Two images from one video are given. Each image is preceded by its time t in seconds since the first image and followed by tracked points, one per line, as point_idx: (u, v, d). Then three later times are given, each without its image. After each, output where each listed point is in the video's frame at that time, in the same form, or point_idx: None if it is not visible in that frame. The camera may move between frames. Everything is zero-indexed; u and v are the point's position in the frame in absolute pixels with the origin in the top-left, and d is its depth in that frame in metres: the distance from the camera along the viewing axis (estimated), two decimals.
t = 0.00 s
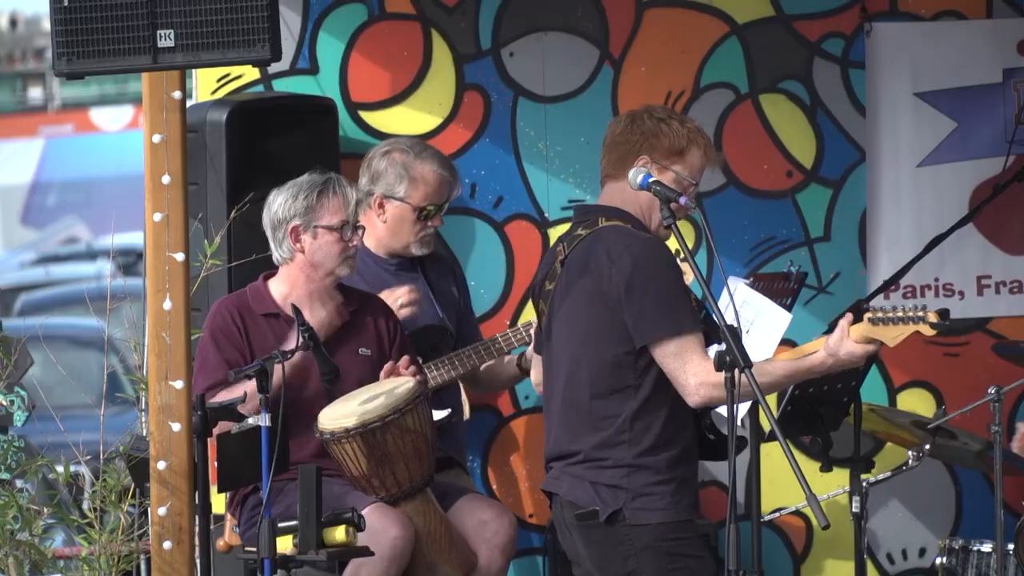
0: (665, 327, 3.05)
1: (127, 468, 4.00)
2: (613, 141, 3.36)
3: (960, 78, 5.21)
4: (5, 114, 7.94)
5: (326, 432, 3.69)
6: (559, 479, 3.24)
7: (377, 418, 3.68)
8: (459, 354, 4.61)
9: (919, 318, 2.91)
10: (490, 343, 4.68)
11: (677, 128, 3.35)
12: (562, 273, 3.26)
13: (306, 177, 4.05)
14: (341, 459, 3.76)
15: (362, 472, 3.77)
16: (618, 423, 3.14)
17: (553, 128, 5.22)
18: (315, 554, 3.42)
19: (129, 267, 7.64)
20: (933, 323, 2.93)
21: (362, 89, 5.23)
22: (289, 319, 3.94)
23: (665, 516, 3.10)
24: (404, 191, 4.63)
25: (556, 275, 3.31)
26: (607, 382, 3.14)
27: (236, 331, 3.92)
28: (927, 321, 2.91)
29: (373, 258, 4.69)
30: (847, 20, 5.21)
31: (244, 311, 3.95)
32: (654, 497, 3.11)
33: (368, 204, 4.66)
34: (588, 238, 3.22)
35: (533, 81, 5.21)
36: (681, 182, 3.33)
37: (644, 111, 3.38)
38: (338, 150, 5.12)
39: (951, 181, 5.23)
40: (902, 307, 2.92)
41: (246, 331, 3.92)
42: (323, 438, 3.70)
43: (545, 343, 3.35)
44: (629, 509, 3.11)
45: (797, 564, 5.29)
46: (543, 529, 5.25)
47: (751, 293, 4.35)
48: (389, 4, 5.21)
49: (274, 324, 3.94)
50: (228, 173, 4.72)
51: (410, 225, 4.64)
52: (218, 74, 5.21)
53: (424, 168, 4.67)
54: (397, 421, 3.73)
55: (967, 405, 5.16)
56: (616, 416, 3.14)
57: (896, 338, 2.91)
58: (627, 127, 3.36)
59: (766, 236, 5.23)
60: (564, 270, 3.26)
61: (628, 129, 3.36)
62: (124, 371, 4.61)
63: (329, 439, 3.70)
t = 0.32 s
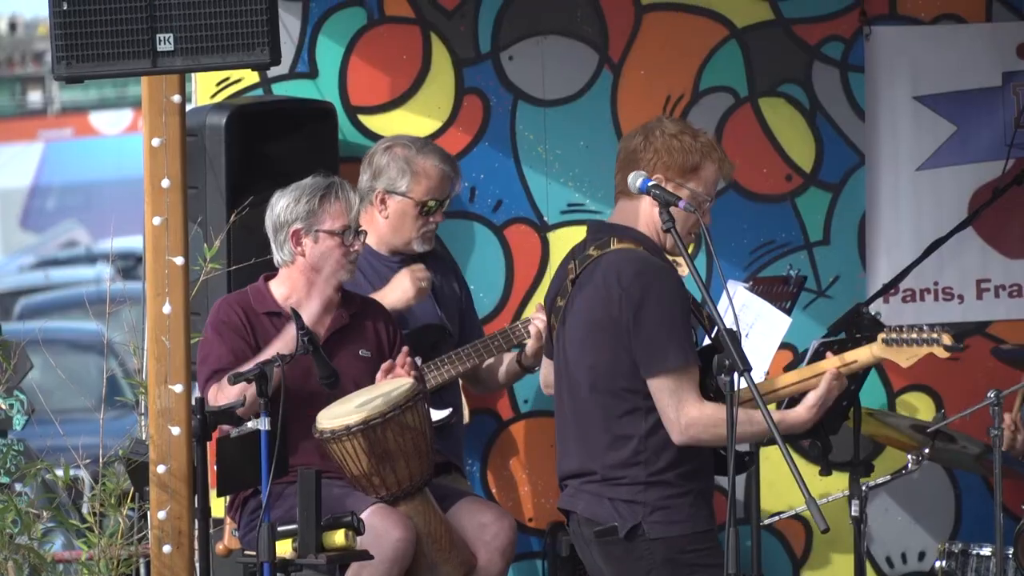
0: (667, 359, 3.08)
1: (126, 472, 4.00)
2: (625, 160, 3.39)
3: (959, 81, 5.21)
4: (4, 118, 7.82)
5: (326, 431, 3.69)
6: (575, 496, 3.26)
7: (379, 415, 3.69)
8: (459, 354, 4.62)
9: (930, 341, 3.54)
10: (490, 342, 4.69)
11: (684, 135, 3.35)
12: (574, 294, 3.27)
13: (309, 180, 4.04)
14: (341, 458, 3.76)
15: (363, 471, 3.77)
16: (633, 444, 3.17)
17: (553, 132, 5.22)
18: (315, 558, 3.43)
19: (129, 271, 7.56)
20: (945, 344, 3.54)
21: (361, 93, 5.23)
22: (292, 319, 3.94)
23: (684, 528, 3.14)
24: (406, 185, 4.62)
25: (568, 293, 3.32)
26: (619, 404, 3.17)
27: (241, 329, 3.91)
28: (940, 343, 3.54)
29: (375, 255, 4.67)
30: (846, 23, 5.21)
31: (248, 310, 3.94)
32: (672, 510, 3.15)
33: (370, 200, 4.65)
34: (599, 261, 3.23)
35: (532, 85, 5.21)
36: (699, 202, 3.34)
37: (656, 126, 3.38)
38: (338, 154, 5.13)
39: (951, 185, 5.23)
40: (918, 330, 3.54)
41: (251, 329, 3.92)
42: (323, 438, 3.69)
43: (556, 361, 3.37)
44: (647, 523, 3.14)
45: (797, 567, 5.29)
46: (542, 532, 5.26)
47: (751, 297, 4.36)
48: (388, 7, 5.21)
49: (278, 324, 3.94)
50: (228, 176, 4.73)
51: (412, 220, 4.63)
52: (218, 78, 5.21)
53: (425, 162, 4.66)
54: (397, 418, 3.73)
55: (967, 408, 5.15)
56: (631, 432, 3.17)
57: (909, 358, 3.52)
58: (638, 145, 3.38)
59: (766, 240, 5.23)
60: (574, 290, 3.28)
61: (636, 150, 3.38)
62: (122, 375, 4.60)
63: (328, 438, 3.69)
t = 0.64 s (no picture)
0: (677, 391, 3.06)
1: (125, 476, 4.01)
2: (568, 197, 3.30)
3: (957, 84, 5.22)
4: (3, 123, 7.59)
5: (321, 438, 3.70)
6: (592, 527, 3.23)
7: (373, 422, 3.69)
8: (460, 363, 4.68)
9: (917, 329, 3.45)
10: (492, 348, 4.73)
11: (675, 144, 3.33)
12: (561, 339, 3.23)
13: (311, 185, 4.04)
14: (337, 465, 3.76)
15: (359, 477, 3.77)
16: (647, 474, 3.13)
17: (552, 136, 5.22)
18: (314, 561, 3.42)
19: (127, 274, 7.42)
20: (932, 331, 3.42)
21: (360, 96, 5.23)
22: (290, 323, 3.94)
23: (704, 548, 3.11)
24: (407, 198, 4.63)
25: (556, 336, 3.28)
26: (624, 442, 3.14)
27: (237, 334, 3.92)
28: (927, 330, 3.43)
29: (374, 262, 4.69)
30: (844, 27, 5.21)
31: (245, 315, 3.95)
32: (692, 532, 3.12)
33: (369, 208, 4.66)
34: (580, 304, 3.19)
35: (532, 88, 5.22)
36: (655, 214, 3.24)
37: (591, 158, 3.30)
38: (336, 156, 5.14)
39: (949, 189, 5.24)
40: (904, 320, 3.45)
41: (247, 334, 3.93)
42: (319, 445, 3.70)
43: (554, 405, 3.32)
44: (668, 548, 3.11)
45: (795, 570, 5.29)
46: (540, 536, 5.26)
47: (750, 300, 4.36)
48: (387, 10, 5.21)
49: (275, 328, 3.94)
50: (227, 177, 4.72)
51: (409, 232, 4.64)
52: (216, 81, 5.20)
53: (430, 176, 4.67)
54: (392, 423, 3.73)
55: (966, 412, 5.15)
56: (631, 464, 3.14)
57: (899, 347, 3.45)
58: (580, 178, 3.29)
59: (764, 243, 5.23)
60: (560, 336, 3.23)
61: (579, 182, 3.29)
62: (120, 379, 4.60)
63: (325, 445, 3.70)
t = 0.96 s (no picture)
0: (674, 385, 3.01)
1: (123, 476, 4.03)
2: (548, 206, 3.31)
3: (955, 85, 5.22)
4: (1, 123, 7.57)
5: (316, 448, 3.71)
6: (595, 532, 3.19)
7: (366, 430, 3.70)
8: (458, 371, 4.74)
9: (909, 309, 3.05)
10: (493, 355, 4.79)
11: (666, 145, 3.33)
12: (558, 343, 3.22)
13: (310, 186, 4.04)
14: (332, 474, 3.77)
15: (354, 486, 3.78)
16: (648, 475, 3.10)
17: (549, 137, 5.22)
18: (312, 562, 3.43)
19: (124, 275, 7.42)
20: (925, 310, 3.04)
21: (358, 97, 5.23)
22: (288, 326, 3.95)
23: (705, 553, 3.08)
24: (407, 213, 4.67)
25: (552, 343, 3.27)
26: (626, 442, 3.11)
27: (236, 337, 3.92)
28: (920, 310, 3.04)
29: (379, 271, 4.76)
30: (842, 28, 5.21)
31: (243, 320, 3.95)
32: (694, 536, 3.09)
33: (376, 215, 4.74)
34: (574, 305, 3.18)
35: (530, 89, 5.21)
36: (633, 208, 3.25)
37: (563, 161, 3.32)
38: (333, 155, 5.14)
39: (947, 189, 5.24)
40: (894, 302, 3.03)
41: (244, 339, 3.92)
42: (313, 454, 3.72)
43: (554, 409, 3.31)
44: (670, 552, 3.07)
45: (793, 571, 5.28)
46: (538, 537, 5.26)
47: (747, 301, 4.36)
48: (384, 12, 5.21)
49: (273, 329, 3.94)
50: (225, 179, 4.73)
51: (407, 247, 4.69)
52: (213, 82, 5.20)
53: (432, 198, 4.67)
54: (385, 432, 3.73)
55: (964, 413, 5.15)
56: (634, 465, 3.10)
57: (892, 333, 3.03)
58: (554, 187, 3.30)
59: (762, 245, 5.23)
60: (558, 342, 3.22)
61: (555, 191, 3.29)
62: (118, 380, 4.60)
63: (319, 454, 3.72)
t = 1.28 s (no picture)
0: (668, 362, 3.00)
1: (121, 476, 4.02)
2: (578, 183, 3.30)
3: (953, 86, 5.22)
4: None
5: (313, 448, 3.71)
6: (576, 512, 3.21)
7: (364, 430, 3.69)
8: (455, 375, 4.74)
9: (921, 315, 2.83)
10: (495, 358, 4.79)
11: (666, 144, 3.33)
12: (565, 309, 3.24)
13: (309, 187, 4.04)
14: (330, 475, 3.77)
15: (352, 487, 3.77)
16: (633, 454, 3.10)
17: (546, 137, 5.22)
18: (309, 562, 3.43)
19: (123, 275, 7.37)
20: (938, 318, 2.83)
21: (356, 98, 5.23)
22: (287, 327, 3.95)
23: (687, 540, 3.08)
24: (407, 214, 4.69)
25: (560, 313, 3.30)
26: (618, 415, 3.11)
27: (232, 337, 3.92)
28: (932, 317, 2.83)
29: (384, 271, 4.77)
30: (840, 27, 5.20)
31: (242, 319, 3.95)
32: (675, 523, 3.08)
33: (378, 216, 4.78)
34: (586, 273, 3.19)
35: (528, 89, 5.21)
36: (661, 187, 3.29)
37: (593, 138, 3.33)
38: (332, 156, 5.15)
39: (945, 189, 5.24)
40: (909, 306, 2.84)
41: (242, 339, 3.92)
42: (311, 455, 3.72)
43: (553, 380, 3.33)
44: (650, 537, 3.07)
45: (790, 571, 5.28)
46: (537, 537, 5.26)
47: (745, 302, 4.36)
48: (382, 11, 5.21)
49: (272, 331, 3.95)
50: (222, 180, 4.72)
51: (410, 248, 4.72)
52: (212, 83, 5.21)
53: (431, 199, 4.69)
54: (384, 432, 3.73)
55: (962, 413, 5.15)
56: (617, 448, 3.11)
57: (900, 338, 2.86)
58: (588, 164, 3.29)
59: (760, 245, 5.22)
60: (567, 310, 3.24)
61: (587, 167, 3.29)
62: (116, 380, 4.59)
63: (317, 455, 3.72)
